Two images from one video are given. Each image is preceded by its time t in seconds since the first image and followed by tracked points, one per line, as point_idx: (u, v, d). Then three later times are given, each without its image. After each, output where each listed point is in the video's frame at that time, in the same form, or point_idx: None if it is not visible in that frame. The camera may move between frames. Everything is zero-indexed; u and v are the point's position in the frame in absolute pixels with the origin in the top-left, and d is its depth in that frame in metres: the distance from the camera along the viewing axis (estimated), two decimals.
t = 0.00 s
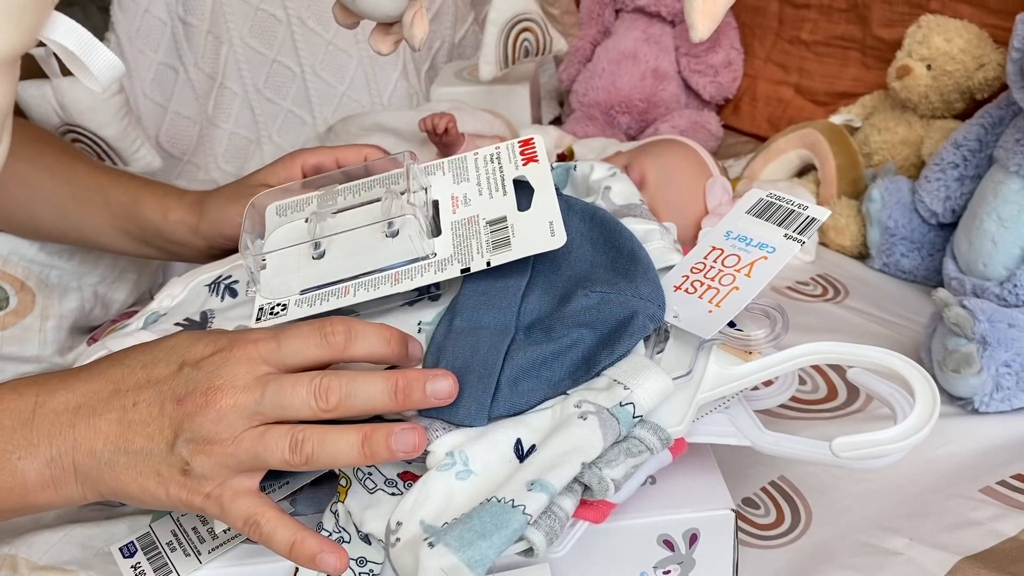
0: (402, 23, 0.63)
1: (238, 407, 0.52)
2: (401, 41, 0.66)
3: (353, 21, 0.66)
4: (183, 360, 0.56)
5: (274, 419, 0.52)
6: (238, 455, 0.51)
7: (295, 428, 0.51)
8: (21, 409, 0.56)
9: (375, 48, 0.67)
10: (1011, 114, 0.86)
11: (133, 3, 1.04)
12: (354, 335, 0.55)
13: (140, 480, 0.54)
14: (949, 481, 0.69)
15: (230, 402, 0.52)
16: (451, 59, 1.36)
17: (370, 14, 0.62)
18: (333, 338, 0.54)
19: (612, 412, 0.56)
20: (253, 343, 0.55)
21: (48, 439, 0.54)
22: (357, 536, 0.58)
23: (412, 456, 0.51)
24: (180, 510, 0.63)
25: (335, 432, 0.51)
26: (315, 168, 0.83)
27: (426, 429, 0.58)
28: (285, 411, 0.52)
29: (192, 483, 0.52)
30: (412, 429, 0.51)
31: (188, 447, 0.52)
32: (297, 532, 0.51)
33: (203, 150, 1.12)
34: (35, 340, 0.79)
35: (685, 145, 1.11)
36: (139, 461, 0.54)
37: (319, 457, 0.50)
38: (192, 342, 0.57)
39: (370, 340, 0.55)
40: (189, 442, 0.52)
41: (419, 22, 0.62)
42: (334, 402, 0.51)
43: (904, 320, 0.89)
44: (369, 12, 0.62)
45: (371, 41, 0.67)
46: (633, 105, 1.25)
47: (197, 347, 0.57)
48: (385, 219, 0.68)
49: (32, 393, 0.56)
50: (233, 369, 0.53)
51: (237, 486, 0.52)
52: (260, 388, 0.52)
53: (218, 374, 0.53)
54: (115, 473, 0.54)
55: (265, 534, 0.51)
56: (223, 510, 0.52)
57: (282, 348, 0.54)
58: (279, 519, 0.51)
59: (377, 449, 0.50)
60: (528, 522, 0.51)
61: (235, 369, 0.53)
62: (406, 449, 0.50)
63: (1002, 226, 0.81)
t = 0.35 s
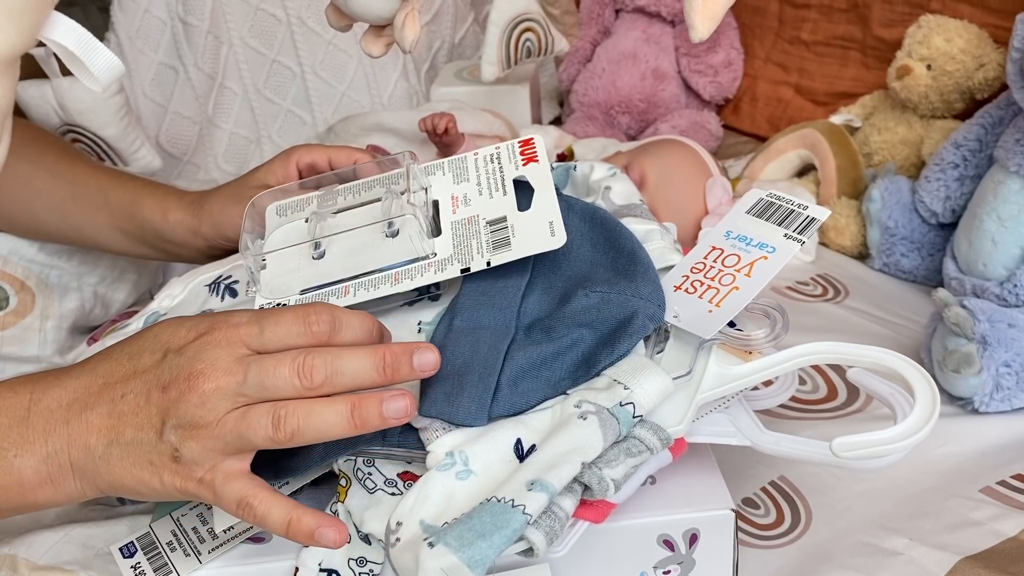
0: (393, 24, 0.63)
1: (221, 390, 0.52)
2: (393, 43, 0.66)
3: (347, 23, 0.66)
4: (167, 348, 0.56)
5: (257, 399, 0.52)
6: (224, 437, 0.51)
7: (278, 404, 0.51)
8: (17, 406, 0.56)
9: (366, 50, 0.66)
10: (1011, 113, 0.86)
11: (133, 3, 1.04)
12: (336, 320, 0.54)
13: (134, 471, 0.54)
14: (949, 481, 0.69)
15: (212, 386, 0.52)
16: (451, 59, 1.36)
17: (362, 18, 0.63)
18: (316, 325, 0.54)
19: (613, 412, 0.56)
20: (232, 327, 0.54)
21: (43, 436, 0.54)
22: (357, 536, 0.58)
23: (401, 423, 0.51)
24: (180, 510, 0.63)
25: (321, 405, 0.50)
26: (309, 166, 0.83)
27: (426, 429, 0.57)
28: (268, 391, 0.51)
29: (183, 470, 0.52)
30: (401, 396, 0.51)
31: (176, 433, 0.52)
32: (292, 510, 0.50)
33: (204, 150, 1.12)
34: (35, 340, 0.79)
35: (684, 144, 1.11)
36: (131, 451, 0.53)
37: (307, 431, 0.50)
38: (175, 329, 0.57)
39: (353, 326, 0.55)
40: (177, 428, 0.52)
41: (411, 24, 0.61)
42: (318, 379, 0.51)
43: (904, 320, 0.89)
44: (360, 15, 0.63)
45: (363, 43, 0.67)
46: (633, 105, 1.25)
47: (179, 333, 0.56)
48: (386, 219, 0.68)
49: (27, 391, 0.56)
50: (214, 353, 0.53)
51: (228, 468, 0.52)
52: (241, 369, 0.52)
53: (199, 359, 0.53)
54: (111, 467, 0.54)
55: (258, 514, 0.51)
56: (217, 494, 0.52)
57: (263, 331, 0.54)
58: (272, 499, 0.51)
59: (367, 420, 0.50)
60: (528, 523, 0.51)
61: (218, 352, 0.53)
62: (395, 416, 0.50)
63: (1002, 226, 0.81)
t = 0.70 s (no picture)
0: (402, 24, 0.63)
1: (235, 401, 0.52)
2: (401, 42, 0.66)
3: (353, 21, 0.66)
4: (180, 356, 0.56)
5: (270, 412, 0.52)
6: (234, 447, 0.51)
7: (291, 419, 0.51)
8: (22, 409, 0.56)
9: (375, 48, 0.67)
10: (1011, 114, 0.86)
11: (133, 3, 1.04)
12: (356, 342, 0.56)
13: (137, 477, 0.53)
14: (949, 481, 0.69)
15: (226, 396, 0.52)
16: (451, 59, 1.36)
17: (369, 15, 0.63)
18: (336, 345, 0.55)
19: (613, 412, 0.56)
20: (250, 339, 0.55)
21: (46, 439, 0.54)
22: (357, 536, 0.58)
23: (408, 444, 0.53)
24: (180, 509, 0.63)
25: (335, 422, 0.51)
26: (311, 166, 0.83)
27: (426, 429, 0.57)
28: (283, 405, 0.52)
29: (188, 478, 0.52)
30: (413, 417, 0.52)
31: (185, 441, 0.52)
32: (295, 524, 0.50)
33: (204, 150, 1.12)
34: (35, 340, 0.79)
35: (685, 144, 1.11)
36: (137, 457, 0.53)
37: (317, 446, 0.51)
38: (188, 337, 0.57)
39: (369, 347, 0.57)
40: (187, 436, 0.52)
41: (420, 22, 0.62)
42: (334, 397, 0.52)
43: (904, 320, 0.89)
44: (370, 13, 0.63)
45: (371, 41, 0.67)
46: (633, 105, 1.25)
47: (194, 342, 0.57)
48: (386, 219, 0.68)
49: (32, 394, 0.56)
50: (229, 364, 0.53)
51: (234, 479, 0.52)
52: (257, 381, 0.52)
53: (214, 369, 0.53)
54: (114, 472, 0.54)
55: (262, 527, 0.50)
56: (220, 504, 0.52)
57: (281, 346, 0.54)
58: (276, 512, 0.51)
59: (379, 436, 0.51)
60: (528, 523, 0.51)
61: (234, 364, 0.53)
62: (409, 433, 0.52)
63: (1002, 226, 0.81)
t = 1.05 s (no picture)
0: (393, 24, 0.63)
1: (235, 401, 0.52)
2: (394, 44, 0.66)
3: (347, 23, 0.66)
4: (180, 356, 0.56)
5: (270, 412, 0.52)
6: (234, 447, 0.51)
7: (291, 419, 0.51)
8: (21, 409, 0.56)
9: (367, 50, 0.66)
10: (1011, 114, 0.86)
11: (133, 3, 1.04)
12: (356, 342, 0.56)
13: (137, 477, 0.53)
14: (949, 480, 0.69)
15: (226, 396, 0.52)
16: (451, 59, 1.36)
17: (363, 17, 0.63)
18: (337, 345, 0.55)
19: (612, 412, 0.56)
20: (250, 339, 0.55)
21: (46, 439, 0.54)
22: (357, 536, 0.58)
23: (409, 444, 0.52)
24: (180, 510, 0.63)
25: (335, 422, 0.51)
26: (311, 166, 0.83)
27: (426, 429, 0.57)
28: (284, 405, 0.52)
29: (188, 479, 0.52)
30: (413, 417, 0.52)
31: (185, 441, 0.52)
32: (296, 524, 0.50)
33: (204, 150, 1.12)
34: (35, 340, 0.79)
35: (685, 145, 1.11)
36: (137, 458, 0.53)
37: (317, 446, 0.51)
38: (188, 338, 0.57)
39: (370, 347, 0.57)
40: (187, 436, 0.52)
41: (411, 23, 0.61)
42: (334, 397, 0.52)
43: (904, 320, 0.89)
44: (362, 15, 0.63)
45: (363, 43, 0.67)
46: (633, 105, 1.25)
47: (194, 342, 0.57)
48: (385, 219, 0.68)
49: (32, 394, 0.56)
50: (229, 364, 0.53)
51: (234, 480, 0.52)
52: (258, 381, 0.52)
53: (214, 369, 0.53)
54: (114, 472, 0.54)
55: (262, 528, 0.50)
56: (220, 504, 0.52)
57: (282, 347, 0.54)
58: (276, 512, 0.50)
59: (379, 436, 0.51)
60: (528, 523, 0.51)
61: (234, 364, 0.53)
62: (409, 434, 0.51)
63: (1002, 226, 0.81)
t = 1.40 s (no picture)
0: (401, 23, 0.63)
1: (235, 400, 0.52)
2: (401, 41, 0.66)
3: (354, 21, 0.66)
4: (180, 356, 0.56)
5: (270, 412, 0.52)
6: (235, 446, 0.51)
7: (290, 418, 0.51)
8: (21, 409, 0.56)
9: (374, 48, 0.67)
10: (1011, 114, 0.86)
11: (133, 3, 1.04)
12: (357, 342, 0.56)
13: (137, 476, 0.53)
14: (949, 480, 0.69)
15: (226, 395, 0.52)
16: (451, 59, 1.36)
17: (370, 15, 0.63)
18: (336, 345, 0.55)
19: (612, 412, 0.56)
20: (250, 338, 0.55)
21: (46, 439, 0.54)
22: (357, 536, 0.58)
23: (408, 444, 0.53)
24: (180, 510, 0.63)
25: (334, 422, 0.51)
26: (311, 166, 0.83)
27: (426, 429, 0.57)
28: (283, 404, 0.52)
29: (188, 478, 0.52)
30: (412, 417, 0.52)
31: (185, 440, 0.52)
32: (295, 524, 0.50)
33: (204, 150, 1.12)
34: (35, 340, 0.79)
35: (685, 145, 1.11)
36: (136, 457, 0.53)
37: (316, 446, 0.51)
38: (188, 338, 0.57)
39: (370, 346, 0.57)
40: (187, 435, 0.52)
41: (419, 23, 0.61)
42: (333, 396, 0.52)
43: (904, 320, 0.89)
44: (368, 12, 0.63)
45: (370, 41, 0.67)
46: (633, 105, 1.25)
47: (194, 342, 0.57)
48: (385, 219, 0.68)
49: (31, 394, 0.56)
50: (229, 363, 0.53)
51: (234, 479, 0.52)
52: (257, 381, 0.52)
53: (214, 368, 0.53)
54: (114, 472, 0.54)
55: (262, 527, 0.50)
56: (219, 504, 0.52)
57: (282, 346, 0.54)
58: (276, 511, 0.50)
59: (378, 436, 0.51)
60: (528, 523, 0.51)
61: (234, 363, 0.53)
62: (408, 433, 0.52)
63: (1002, 226, 0.81)
